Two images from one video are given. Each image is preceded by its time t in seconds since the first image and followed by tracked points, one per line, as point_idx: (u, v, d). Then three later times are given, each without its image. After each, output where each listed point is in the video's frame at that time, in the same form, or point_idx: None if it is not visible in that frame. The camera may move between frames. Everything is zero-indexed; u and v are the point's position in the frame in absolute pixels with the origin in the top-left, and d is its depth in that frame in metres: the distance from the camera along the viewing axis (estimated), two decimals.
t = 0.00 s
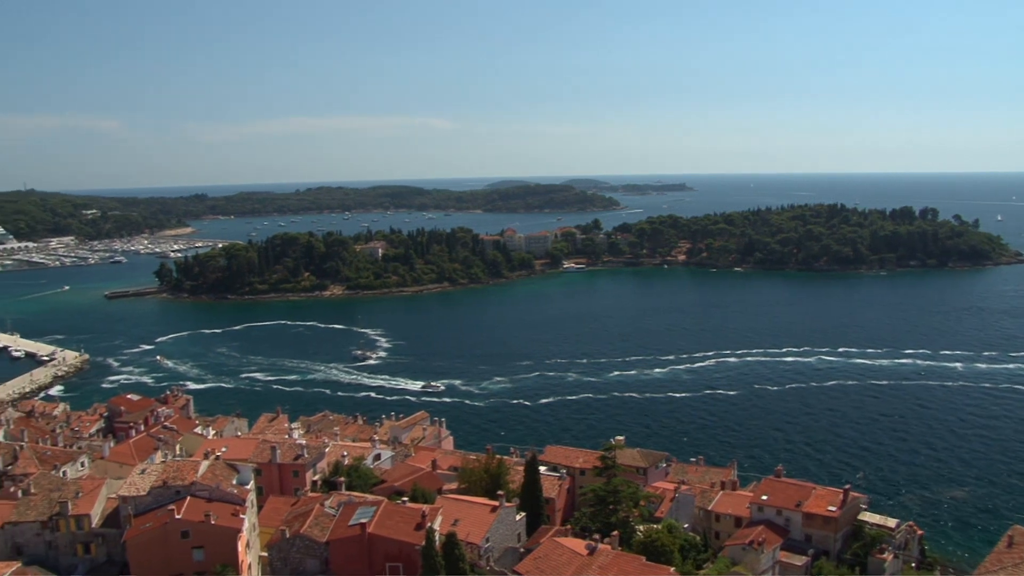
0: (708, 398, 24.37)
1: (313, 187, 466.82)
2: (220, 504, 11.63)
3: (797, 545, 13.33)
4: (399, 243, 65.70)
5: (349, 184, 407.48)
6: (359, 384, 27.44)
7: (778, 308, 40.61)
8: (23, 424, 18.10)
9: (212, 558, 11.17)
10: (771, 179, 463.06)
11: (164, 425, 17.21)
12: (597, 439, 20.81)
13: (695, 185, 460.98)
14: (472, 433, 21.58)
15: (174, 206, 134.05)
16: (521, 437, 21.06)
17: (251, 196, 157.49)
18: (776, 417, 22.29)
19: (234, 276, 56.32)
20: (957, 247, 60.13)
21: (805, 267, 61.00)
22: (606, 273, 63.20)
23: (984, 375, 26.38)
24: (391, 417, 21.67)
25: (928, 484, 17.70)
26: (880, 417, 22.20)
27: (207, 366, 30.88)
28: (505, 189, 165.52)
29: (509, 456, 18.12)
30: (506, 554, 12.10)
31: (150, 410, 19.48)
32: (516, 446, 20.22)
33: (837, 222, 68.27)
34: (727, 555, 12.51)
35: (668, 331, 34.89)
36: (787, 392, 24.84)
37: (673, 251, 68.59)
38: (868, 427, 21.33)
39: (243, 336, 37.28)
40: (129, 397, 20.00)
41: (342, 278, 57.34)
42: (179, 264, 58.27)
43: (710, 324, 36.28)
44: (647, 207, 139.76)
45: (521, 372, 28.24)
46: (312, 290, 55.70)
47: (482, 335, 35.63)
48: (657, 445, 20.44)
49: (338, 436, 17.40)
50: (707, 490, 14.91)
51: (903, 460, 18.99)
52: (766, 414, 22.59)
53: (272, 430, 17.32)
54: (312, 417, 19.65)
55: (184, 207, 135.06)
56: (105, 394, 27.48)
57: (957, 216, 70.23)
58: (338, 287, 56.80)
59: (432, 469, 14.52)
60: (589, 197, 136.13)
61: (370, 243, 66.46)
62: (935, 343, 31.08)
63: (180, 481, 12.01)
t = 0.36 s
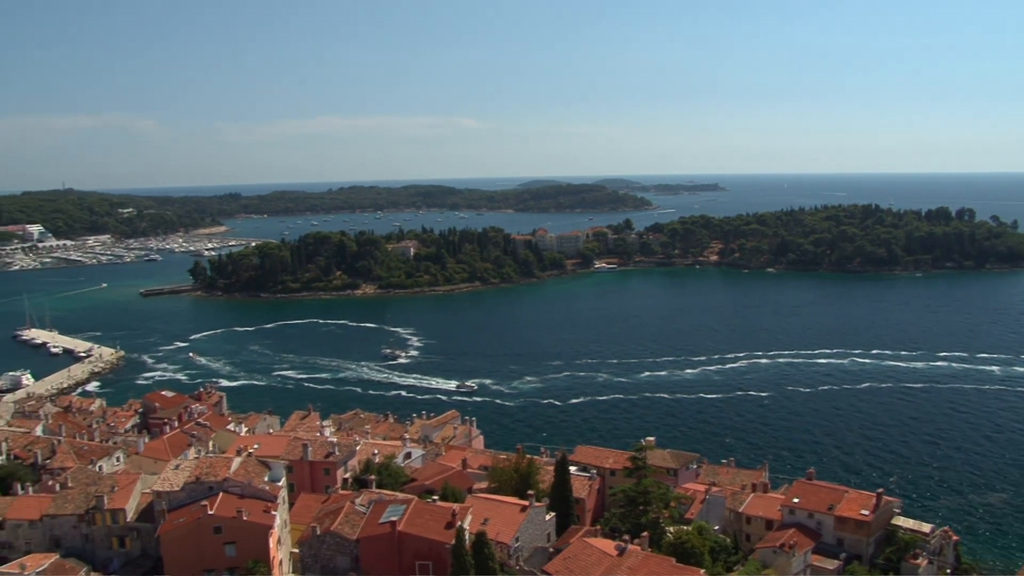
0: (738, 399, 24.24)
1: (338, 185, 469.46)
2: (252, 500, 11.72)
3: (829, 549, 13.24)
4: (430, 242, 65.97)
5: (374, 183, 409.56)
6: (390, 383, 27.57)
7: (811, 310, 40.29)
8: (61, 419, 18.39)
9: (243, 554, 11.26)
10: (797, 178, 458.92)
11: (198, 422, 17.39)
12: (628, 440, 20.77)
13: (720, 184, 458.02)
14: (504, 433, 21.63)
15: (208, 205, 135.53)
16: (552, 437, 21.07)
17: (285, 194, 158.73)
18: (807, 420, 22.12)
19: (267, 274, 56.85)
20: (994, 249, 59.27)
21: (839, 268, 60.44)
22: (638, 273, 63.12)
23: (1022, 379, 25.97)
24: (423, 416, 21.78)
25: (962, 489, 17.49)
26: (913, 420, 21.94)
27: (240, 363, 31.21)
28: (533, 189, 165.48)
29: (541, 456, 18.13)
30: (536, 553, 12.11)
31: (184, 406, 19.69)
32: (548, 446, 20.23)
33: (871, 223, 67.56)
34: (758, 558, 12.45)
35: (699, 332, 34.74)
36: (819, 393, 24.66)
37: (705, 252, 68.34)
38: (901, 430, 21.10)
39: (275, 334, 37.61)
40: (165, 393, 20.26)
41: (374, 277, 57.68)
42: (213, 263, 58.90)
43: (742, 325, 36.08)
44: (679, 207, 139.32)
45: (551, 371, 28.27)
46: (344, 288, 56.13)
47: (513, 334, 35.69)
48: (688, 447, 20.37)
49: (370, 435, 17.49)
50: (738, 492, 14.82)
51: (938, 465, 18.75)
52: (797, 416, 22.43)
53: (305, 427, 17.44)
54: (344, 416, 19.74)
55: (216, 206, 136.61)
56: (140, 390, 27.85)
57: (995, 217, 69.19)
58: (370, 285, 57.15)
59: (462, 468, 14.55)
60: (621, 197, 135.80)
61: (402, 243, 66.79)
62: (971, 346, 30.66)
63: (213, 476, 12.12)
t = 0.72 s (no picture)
0: (771, 401, 24.06)
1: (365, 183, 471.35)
2: (285, 496, 11.80)
3: (863, 553, 13.15)
4: (463, 242, 66.12)
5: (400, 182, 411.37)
6: (423, 382, 27.66)
7: (846, 311, 39.88)
8: (99, 414, 18.68)
9: (276, 550, 11.37)
10: (840, 177, 453.52)
11: (232, 418, 17.54)
12: (661, 441, 20.69)
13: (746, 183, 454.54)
14: (538, 432, 21.63)
15: (243, 204, 136.87)
16: (585, 438, 21.03)
17: (318, 193, 159.74)
18: (840, 423, 21.90)
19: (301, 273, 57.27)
20: None
21: (875, 269, 59.80)
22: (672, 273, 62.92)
23: None
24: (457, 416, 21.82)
25: (1000, 496, 17.22)
26: (949, 425, 21.64)
27: (274, 361, 31.47)
28: (563, 188, 165.31)
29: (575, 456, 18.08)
30: (567, 554, 12.10)
31: (219, 402, 19.87)
32: (580, 446, 20.20)
33: (908, 224, 66.75)
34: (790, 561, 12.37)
35: (732, 333, 34.51)
36: (853, 396, 24.41)
37: (739, 252, 68.01)
38: (937, 435, 20.83)
39: (307, 332, 37.89)
40: (200, 390, 20.45)
41: (407, 276, 57.94)
42: (248, 261, 59.45)
43: (776, 326, 35.79)
44: (713, 207, 138.73)
45: (583, 371, 28.23)
46: (378, 287, 56.44)
47: (544, 334, 35.69)
48: (722, 448, 20.24)
49: (403, 433, 17.52)
50: (771, 494, 14.70)
51: (974, 471, 18.50)
52: (830, 419, 22.21)
53: (338, 426, 17.52)
54: (376, 414, 19.80)
55: (251, 205, 138.06)
56: (176, 386, 28.18)
57: None
58: (403, 284, 57.42)
59: (494, 468, 14.54)
60: (654, 197, 135.18)
61: (435, 242, 66.97)
62: (1011, 350, 30.15)
63: (246, 473, 12.22)
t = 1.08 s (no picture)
0: (805, 404, 23.84)
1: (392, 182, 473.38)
2: (318, 493, 11.87)
3: (900, 558, 13.03)
4: (497, 241, 66.24)
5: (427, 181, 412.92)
6: (456, 381, 27.78)
7: (882, 313, 39.44)
8: (137, 410, 18.97)
9: (310, 546, 11.45)
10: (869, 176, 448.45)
11: (267, 416, 17.68)
12: (695, 442, 20.59)
13: (773, 183, 450.54)
14: (573, 433, 21.61)
15: (279, 204, 138.14)
16: (620, 438, 20.99)
17: (353, 193, 160.69)
18: (875, 427, 21.65)
19: (336, 271, 57.73)
20: None
21: (913, 270, 59.04)
22: (707, 274, 62.62)
23: None
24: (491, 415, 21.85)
25: None
26: (987, 430, 21.30)
27: (308, 359, 31.74)
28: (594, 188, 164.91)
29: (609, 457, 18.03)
30: (599, 554, 12.08)
31: (255, 400, 20.05)
32: (611, 447, 20.14)
33: (947, 224, 65.76)
34: (825, 565, 12.31)
35: (766, 334, 34.29)
36: (889, 399, 24.13)
37: (774, 253, 67.60)
38: (974, 440, 20.53)
39: (341, 331, 38.17)
40: (236, 387, 20.65)
41: (441, 276, 58.15)
42: (283, 259, 59.99)
43: (811, 328, 35.50)
44: (749, 207, 137.62)
45: (617, 372, 28.18)
46: (412, 286, 56.70)
47: (577, 334, 35.68)
48: (756, 450, 20.10)
49: (436, 432, 17.58)
50: (805, 497, 14.60)
51: (1014, 477, 18.20)
52: (865, 423, 21.97)
53: (372, 424, 17.60)
54: (410, 412, 19.86)
55: (286, 205, 139.30)
56: (212, 383, 28.54)
57: None
58: (437, 284, 57.63)
59: (527, 467, 14.54)
60: (688, 197, 134.34)
61: (469, 241, 67.16)
62: None
63: (281, 470, 12.33)
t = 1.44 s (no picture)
0: (840, 406, 23.61)
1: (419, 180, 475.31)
2: (351, 491, 11.93)
3: (937, 565, 12.87)
4: (531, 240, 66.30)
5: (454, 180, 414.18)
6: (489, 380, 27.85)
7: (920, 315, 38.94)
8: (174, 406, 19.23)
9: (342, 543, 11.52)
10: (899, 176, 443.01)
11: (302, 413, 17.83)
12: (728, 444, 20.50)
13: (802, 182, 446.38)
14: (607, 433, 21.59)
15: (314, 203, 139.31)
16: (653, 439, 20.94)
17: (387, 192, 161.68)
18: (911, 431, 21.39)
19: (370, 270, 58.13)
20: None
21: (952, 272, 58.21)
22: (742, 275, 62.28)
23: None
24: (525, 415, 21.89)
25: None
26: None
27: (342, 357, 31.97)
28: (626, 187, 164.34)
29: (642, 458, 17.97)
30: (631, 555, 12.05)
31: (290, 397, 20.21)
32: (644, 448, 20.10)
33: (988, 225, 64.69)
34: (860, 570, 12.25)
35: (802, 336, 34.02)
36: (926, 403, 23.82)
37: (810, 253, 67.11)
38: (1014, 446, 20.18)
39: (375, 329, 38.43)
40: (272, 384, 20.85)
41: (475, 275, 58.33)
42: (318, 258, 60.54)
43: (847, 329, 35.17)
44: (784, 208, 136.52)
45: (650, 372, 28.11)
46: (446, 285, 56.95)
47: (611, 334, 35.64)
48: (790, 453, 19.95)
49: (469, 431, 17.62)
50: (840, 501, 14.52)
51: None
52: (901, 426, 21.71)
53: (405, 422, 17.69)
54: (443, 411, 19.93)
55: (323, 204, 140.48)
56: (248, 380, 28.86)
57: None
58: (471, 283, 57.84)
59: (560, 467, 14.53)
60: (724, 197, 133.51)
61: (503, 240, 67.27)
62: None
63: (315, 467, 12.42)
